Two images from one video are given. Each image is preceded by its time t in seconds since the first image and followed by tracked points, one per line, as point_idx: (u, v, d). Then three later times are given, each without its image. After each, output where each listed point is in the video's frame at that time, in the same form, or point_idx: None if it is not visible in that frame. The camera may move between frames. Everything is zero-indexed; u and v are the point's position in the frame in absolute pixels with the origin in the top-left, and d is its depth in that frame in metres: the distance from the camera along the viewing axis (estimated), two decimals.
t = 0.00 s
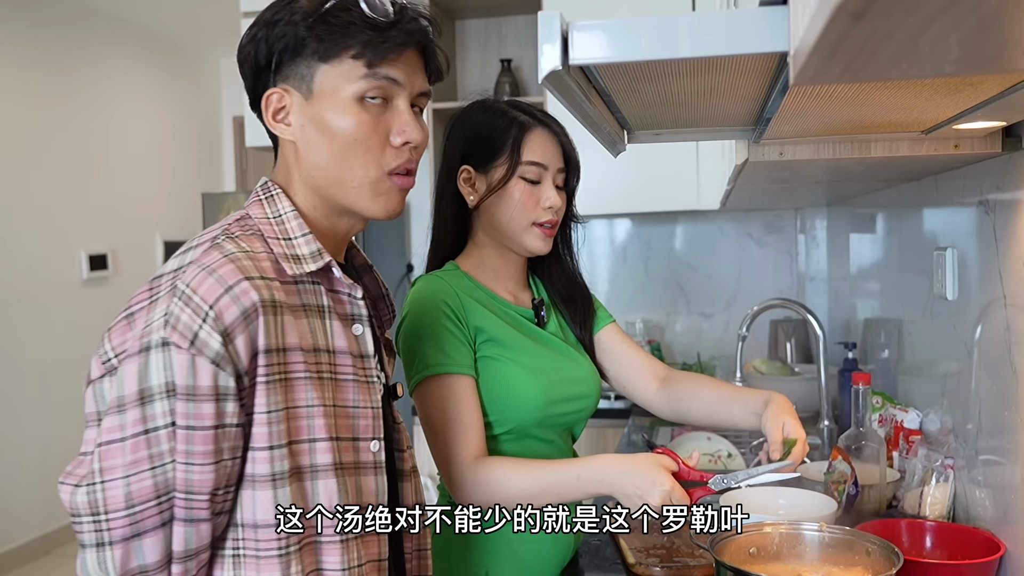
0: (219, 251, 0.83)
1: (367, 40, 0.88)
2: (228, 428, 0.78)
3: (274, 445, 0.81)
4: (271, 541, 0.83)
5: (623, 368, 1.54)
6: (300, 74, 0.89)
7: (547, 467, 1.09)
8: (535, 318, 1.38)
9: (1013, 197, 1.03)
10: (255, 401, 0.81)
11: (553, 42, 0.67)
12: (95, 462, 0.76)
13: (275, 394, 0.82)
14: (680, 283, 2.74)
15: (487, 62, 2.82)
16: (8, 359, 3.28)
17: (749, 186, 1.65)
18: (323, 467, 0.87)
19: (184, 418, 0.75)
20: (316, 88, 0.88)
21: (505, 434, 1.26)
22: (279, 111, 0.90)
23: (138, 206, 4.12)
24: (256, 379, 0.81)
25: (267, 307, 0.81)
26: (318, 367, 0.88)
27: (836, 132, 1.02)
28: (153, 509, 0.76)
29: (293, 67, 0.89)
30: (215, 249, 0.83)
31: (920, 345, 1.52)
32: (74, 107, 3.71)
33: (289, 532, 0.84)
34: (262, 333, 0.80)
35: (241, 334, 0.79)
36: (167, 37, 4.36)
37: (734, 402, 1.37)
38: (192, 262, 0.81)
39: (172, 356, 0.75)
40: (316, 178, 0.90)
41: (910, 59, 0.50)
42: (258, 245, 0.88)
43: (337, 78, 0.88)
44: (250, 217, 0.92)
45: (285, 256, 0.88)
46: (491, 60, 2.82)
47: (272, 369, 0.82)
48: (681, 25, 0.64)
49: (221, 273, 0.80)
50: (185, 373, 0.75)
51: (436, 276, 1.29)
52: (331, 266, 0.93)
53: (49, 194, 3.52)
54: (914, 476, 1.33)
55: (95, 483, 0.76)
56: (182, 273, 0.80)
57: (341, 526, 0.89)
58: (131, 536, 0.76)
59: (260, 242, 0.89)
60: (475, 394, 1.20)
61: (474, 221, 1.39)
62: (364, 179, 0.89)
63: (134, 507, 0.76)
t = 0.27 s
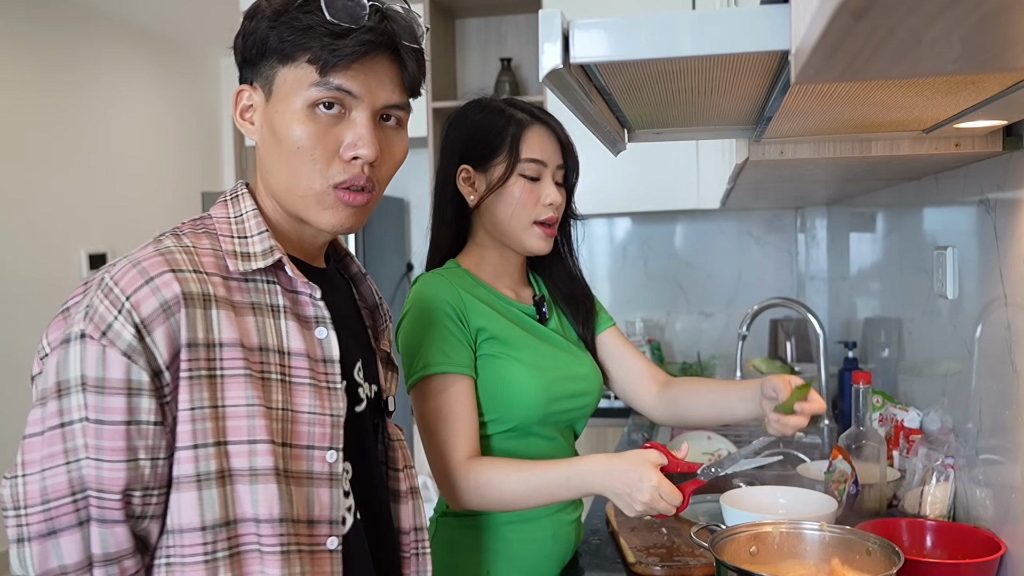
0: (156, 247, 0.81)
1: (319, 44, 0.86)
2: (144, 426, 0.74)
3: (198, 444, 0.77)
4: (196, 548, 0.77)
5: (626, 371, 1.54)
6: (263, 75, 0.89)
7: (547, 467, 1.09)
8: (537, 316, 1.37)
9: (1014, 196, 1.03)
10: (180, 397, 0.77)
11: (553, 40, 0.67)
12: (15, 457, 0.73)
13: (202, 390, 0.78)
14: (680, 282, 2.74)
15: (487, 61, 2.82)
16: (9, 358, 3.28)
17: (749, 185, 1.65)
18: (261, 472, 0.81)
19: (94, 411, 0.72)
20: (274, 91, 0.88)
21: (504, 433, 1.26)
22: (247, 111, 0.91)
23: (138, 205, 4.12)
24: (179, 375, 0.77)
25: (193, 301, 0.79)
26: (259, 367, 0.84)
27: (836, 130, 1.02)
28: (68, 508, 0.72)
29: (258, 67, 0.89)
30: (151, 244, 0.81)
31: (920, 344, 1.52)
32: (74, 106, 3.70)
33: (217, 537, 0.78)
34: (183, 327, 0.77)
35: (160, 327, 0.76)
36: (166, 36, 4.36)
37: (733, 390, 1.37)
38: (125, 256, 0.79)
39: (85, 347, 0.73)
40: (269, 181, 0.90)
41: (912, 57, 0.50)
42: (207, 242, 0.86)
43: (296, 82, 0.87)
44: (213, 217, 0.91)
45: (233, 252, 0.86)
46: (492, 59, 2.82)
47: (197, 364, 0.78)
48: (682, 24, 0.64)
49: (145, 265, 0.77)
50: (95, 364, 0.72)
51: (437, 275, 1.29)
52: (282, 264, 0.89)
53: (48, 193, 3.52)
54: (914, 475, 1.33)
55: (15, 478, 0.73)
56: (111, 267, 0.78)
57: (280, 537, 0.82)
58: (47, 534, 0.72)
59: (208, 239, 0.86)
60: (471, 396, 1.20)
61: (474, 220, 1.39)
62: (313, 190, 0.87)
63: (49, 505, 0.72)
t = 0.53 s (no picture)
0: (155, 246, 0.83)
1: (357, 42, 0.87)
2: (143, 429, 0.77)
3: (188, 449, 0.79)
4: (179, 553, 0.79)
5: (624, 373, 1.54)
6: (291, 73, 0.88)
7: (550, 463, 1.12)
8: (539, 317, 1.37)
9: (1014, 195, 1.03)
10: (174, 400, 0.80)
11: (554, 39, 0.67)
12: (11, 457, 0.77)
13: (196, 394, 0.80)
14: (680, 282, 2.74)
15: (487, 60, 2.82)
16: (9, 357, 3.28)
17: (750, 184, 1.65)
18: (248, 478, 0.84)
19: (91, 414, 0.75)
20: (306, 89, 0.88)
21: (507, 434, 1.26)
22: (263, 109, 0.90)
23: (138, 204, 4.12)
24: (174, 378, 0.80)
25: (193, 302, 0.80)
26: (257, 371, 0.85)
27: (836, 129, 1.02)
28: (62, 511, 0.77)
29: (285, 65, 0.89)
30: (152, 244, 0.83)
31: (921, 343, 1.52)
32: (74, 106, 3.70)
33: (200, 542, 0.81)
34: (183, 330, 0.79)
35: (159, 329, 0.78)
36: (165, 35, 4.35)
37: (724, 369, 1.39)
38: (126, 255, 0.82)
39: (84, 348, 0.76)
40: (298, 181, 0.89)
41: (912, 55, 0.50)
42: (206, 242, 0.88)
43: (332, 78, 0.87)
44: (212, 216, 0.93)
45: (233, 253, 0.88)
46: (491, 58, 2.82)
47: (193, 367, 0.80)
48: (682, 23, 0.65)
49: (145, 266, 0.79)
50: (94, 368, 0.75)
51: (438, 279, 1.28)
52: (284, 267, 0.91)
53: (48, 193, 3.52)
54: (914, 475, 1.33)
55: (9, 478, 0.77)
56: (111, 266, 0.80)
57: (262, 544, 0.84)
58: (39, 536, 0.76)
59: (207, 238, 0.89)
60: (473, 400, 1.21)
61: (474, 219, 1.39)
62: (348, 186, 0.89)
63: (42, 507, 0.76)
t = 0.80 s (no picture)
0: (217, 255, 0.81)
1: (422, 62, 0.92)
2: (220, 442, 0.79)
3: (257, 460, 0.80)
4: (245, 560, 0.81)
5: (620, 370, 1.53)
6: (355, 80, 0.89)
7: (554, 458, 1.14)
8: (539, 320, 1.37)
9: (1013, 194, 1.03)
10: (244, 414, 0.80)
11: (553, 38, 0.67)
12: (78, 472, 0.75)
13: (266, 407, 0.81)
14: (680, 281, 2.74)
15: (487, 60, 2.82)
16: (9, 357, 3.28)
17: (750, 184, 1.65)
18: (305, 484, 0.86)
19: (175, 431, 0.75)
20: (373, 97, 0.89)
21: (511, 438, 1.27)
22: (323, 113, 0.89)
23: (138, 204, 4.12)
24: (247, 391, 0.80)
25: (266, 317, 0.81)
26: (308, 379, 0.87)
27: (836, 128, 1.02)
28: (136, 523, 0.76)
29: (347, 71, 0.89)
30: (211, 252, 0.81)
31: (921, 342, 1.52)
32: (74, 106, 3.70)
33: (265, 550, 0.83)
34: (258, 345, 0.80)
35: (237, 345, 0.78)
36: (165, 35, 4.35)
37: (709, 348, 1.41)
38: (188, 265, 0.80)
39: (165, 365, 0.75)
40: (350, 188, 0.91)
41: (911, 54, 0.50)
42: (253, 247, 0.86)
43: (396, 91, 0.90)
44: (245, 215, 0.90)
45: (282, 261, 0.87)
46: (492, 57, 2.82)
47: (264, 380, 0.81)
48: (681, 22, 0.65)
49: (219, 280, 0.79)
50: (179, 385, 0.75)
51: (438, 284, 1.28)
52: (327, 275, 0.91)
53: (48, 192, 3.52)
54: (915, 473, 1.33)
55: (76, 494, 0.75)
56: (177, 278, 0.79)
57: (321, 545, 0.87)
58: (112, 550, 0.75)
59: (255, 244, 0.87)
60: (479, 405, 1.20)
61: (473, 220, 1.39)
62: (403, 195, 0.93)
63: (116, 521, 0.75)
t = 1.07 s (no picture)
0: (261, 253, 0.82)
1: (435, 61, 0.96)
2: (275, 433, 0.80)
3: (310, 450, 0.82)
4: (301, 544, 0.83)
5: (618, 370, 1.53)
6: (377, 84, 0.91)
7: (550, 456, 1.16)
8: (539, 318, 1.36)
9: (1010, 188, 1.03)
10: (296, 406, 0.81)
11: (548, 31, 0.66)
12: (137, 469, 0.76)
13: (315, 399, 0.83)
14: (677, 276, 2.74)
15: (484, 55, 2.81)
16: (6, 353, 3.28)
17: (748, 179, 1.65)
18: (349, 469, 0.88)
19: (236, 426, 0.76)
20: (393, 100, 0.92)
21: (502, 437, 1.27)
22: (350, 117, 0.91)
23: (135, 200, 4.12)
24: (299, 385, 0.81)
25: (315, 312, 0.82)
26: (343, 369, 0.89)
27: (832, 123, 1.02)
28: (196, 515, 0.78)
29: (369, 77, 0.91)
30: (254, 250, 0.82)
31: (918, 337, 1.52)
32: (70, 101, 3.69)
33: (319, 534, 0.84)
34: (308, 339, 0.81)
35: (290, 340, 0.80)
36: (161, 30, 4.34)
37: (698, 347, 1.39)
38: (234, 264, 0.81)
39: (225, 362, 0.76)
40: (372, 187, 0.93)
41: (906, 47, 0.50)
42: (287, 244, 0.87)
43: (412, 91, 0.93)
44: (270, 212, 0.90)
45: (312, 257, 0.88)
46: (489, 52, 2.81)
47: (314, 373, 0.82)
48: (676, 15, 0.64)
49: (270, 278, 0.80)
50: (239, 382, 0.76)
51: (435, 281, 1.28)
52: (352, 269, 0.95)
53: (45, 188, 3.51)
54: (911, 468, 1.33)
55: (136, 490, 0.76)
56: (228, 277, 0.80)
57: (366, 523, 0.90)
58: (172, 542, 0.77)
59: (286, 240, 0.87)
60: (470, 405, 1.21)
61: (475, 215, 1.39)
62: (419, 187, 0.97)
63: (177, 514, 0.77)
